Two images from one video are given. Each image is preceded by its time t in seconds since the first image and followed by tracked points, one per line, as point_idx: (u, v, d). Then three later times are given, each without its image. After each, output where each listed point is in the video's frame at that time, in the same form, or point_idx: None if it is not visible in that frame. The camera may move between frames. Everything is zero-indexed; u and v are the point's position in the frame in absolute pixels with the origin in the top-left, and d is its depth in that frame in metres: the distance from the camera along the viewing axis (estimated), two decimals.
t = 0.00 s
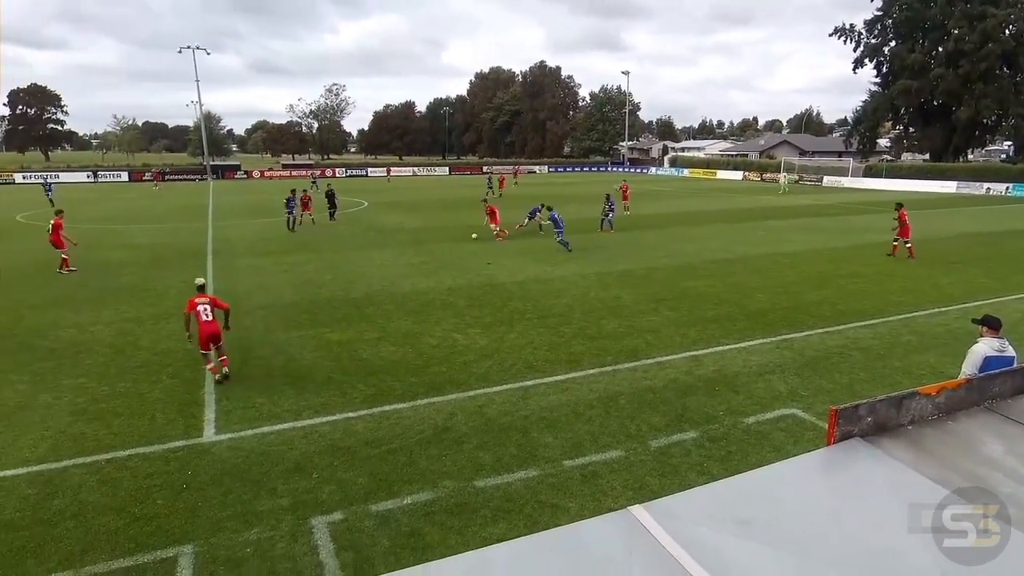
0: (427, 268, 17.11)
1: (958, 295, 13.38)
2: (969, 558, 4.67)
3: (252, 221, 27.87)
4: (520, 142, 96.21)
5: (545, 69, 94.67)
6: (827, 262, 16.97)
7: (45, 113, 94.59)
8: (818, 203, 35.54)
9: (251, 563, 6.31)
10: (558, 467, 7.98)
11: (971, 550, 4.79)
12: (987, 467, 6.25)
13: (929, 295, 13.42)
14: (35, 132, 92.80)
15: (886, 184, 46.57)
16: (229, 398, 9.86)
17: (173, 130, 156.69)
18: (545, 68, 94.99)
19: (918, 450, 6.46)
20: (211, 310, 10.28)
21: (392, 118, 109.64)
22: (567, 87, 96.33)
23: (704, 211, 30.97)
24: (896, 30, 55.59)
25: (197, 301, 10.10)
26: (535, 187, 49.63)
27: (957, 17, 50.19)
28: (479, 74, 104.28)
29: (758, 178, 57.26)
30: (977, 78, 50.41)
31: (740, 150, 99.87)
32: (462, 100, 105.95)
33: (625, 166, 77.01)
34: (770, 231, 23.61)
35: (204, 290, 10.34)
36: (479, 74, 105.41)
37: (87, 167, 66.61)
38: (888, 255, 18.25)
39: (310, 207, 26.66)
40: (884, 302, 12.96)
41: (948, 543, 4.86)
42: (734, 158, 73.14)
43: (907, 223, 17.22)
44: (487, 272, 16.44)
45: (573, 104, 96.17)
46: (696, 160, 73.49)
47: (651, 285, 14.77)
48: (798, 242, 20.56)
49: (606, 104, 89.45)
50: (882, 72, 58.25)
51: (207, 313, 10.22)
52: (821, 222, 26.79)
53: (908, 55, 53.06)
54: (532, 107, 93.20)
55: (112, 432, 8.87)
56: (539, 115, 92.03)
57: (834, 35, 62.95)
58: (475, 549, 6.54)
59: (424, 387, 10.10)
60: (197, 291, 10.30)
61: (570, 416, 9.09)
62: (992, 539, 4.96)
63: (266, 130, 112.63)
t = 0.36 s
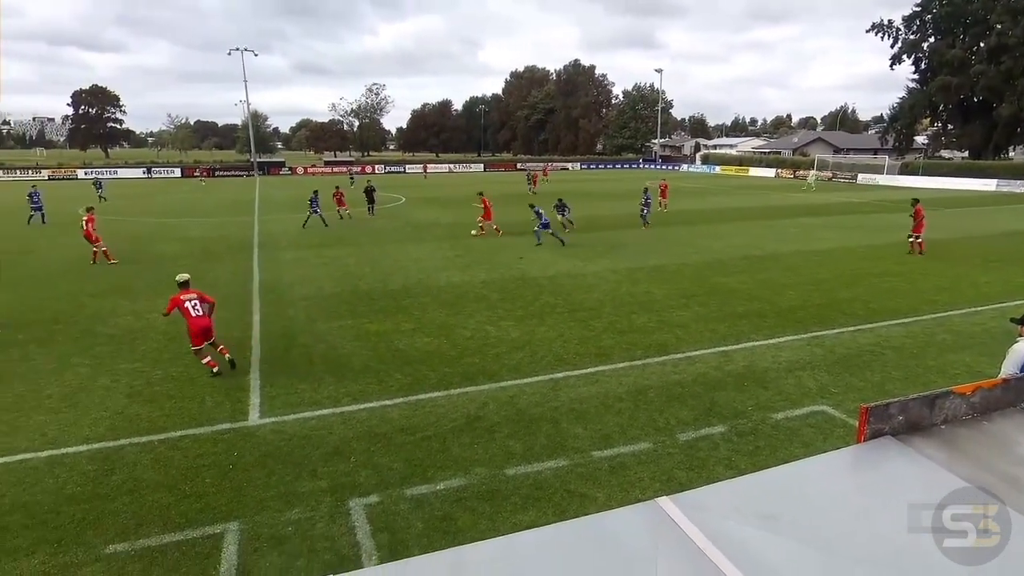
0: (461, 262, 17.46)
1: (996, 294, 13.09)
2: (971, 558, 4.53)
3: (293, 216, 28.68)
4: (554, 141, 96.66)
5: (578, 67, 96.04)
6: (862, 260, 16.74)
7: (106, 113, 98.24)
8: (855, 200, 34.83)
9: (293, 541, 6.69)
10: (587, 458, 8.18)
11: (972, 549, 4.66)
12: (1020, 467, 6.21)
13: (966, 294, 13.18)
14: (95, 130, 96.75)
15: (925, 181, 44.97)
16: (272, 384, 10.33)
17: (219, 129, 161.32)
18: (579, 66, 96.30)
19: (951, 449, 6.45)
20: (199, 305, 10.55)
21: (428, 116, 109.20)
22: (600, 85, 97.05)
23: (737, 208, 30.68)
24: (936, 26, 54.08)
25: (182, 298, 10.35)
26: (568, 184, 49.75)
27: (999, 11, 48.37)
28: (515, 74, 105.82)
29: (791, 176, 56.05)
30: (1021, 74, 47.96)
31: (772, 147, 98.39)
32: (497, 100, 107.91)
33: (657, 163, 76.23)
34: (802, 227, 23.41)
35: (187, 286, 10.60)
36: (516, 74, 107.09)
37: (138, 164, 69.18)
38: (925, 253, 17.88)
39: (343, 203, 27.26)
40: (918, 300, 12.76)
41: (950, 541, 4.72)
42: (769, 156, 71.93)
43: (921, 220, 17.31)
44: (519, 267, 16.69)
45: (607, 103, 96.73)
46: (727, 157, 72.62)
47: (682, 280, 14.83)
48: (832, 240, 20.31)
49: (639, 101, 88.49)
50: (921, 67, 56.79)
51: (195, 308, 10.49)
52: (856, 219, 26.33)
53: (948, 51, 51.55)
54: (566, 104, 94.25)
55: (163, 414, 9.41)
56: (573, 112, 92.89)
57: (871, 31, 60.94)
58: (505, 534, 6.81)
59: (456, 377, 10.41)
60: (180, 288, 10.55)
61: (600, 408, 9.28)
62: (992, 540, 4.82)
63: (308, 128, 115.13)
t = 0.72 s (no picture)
0: (494, 257, 17.70)
1: None
2: (972, 559, 4.54)
3: (331, 211, 29.37)
4: (587, 139, 95.92)
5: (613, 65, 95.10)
6: (899, 258, 16.42)
7: (160, 112, 101.91)
8: (893, 199, 34.01)
9: (330, 523, 7.03)
10: (616, 451, 8.32)
11: (970, 550, 4.66)
12: None
13: (1006, 294, 12.87)
14: (150, 128, 100.63)
15: (966, 180, 43.62)
16: (313, 372, 10.76)
17: (264, 127, 165.57)
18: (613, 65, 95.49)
19: (990, 452, 6.38)
20: (173, 300, 10.88)
21: (465, 114, 109.64)
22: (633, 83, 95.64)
23: (772, 206, 30.26)
24: (981, 21, 52.30)
25: (159, 290, 10.67)
26: (600, 181, 49.66)
27: None
28: (550, 73, 106.02)
29: (827, 174, 55.02)
30: None
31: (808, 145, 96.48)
32: (531, 100, 107.34)
33: (690, 160, 75.27)
34: (837, 225, 23.05)
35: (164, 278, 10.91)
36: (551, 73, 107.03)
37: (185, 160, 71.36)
38: (964, 252, 17.45)
39: (369, 202, 28.76)
40: (958, 300, 12.50)
41: (950, 546, 4.72)
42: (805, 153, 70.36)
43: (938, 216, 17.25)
44: (551, 262, 16.84)
45: (640, 100, 94.73)
46: (762, 154, 71.23)
47: (715, 278, 14.79)
48: (869, 237, 19.95)
49: (672, 99, 87.14)
50: (965, 64, 54.99)
51: (169, 302, 10.81)
52: (895, 217, 25.76)
53: (992, 46, 49.67)
54: (599, 101, 93.45)
55: (210, 398, 9.89)
56: (606, 109, 91.98)
57: (912, 26, 59.15)
58: (534, 522, 7.01)
59: (487, 369, 10.67)
60: (157, 279, 10.85)
61: (629, 402, 9.41)
62: (993, 539, 4.83)
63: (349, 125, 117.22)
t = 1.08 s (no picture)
0: (526, 254, 17.87)
1: None
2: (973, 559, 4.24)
3: (366, 207, 29.95)
4: (620, 137, 95.26)
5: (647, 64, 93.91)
6: (939, 259, 16.04)
7: (207, 112, 105.19)
8: (933, 199, 33.08)
9: (364, 509, 7.30)
10: (643, 447, 8.38)
11: (969, 553, 4.32)
12: None
13: None
14: (197, 127, 104.01)
15: (1011, 181, 42.11)
16: (348, 363, 11.09)
17: (304, 125, 169.11)
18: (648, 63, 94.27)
19: None
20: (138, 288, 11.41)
21: (500, 113, 110.72)
22: (668, 81, 94.70)
23: (806, 205, 29.73)
24: None
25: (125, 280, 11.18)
26: (632, 179, 49.41)
27: None
28: (583, 71, 105.85)
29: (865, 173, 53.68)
30: None
31: (846, 143, 94.17)
32: (566, 97, 106.35)
33: (724, 159, 74.00)
34: (874, 225, 22.57)
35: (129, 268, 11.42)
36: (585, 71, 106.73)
37: (228, 157, 73.30)
38: (1007, 253, 16.95)
39: (389, 189, 29.68)
40: (1001, 303, 12.18)
41: (949, 548, 4.38)
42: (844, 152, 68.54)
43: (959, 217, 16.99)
44: (581, 259, 16.92)
45: (673, 99, 94.13)
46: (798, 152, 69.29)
47: (748, 277, 14.67)
48: (907, 238, 19.51)
49: (706, 98, 85.90)
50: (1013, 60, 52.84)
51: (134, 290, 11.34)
52: (934, 217, 25.11)
53: None
54: (633, 100, 92.62)
55: (252, 386, 10.31)
56: (639, 107, 91.00)
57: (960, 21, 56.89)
58: (561, 516, 7.15)
59: (517, 363, 10.84)
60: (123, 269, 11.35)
61: (658, 399, 9.46)
62: (991, 539, 4.45)
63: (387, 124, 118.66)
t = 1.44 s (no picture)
0: (553, 252, 17.90)
1: None
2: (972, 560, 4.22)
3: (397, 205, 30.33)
4: (649, 136, 94.52)
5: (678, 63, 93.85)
6: (978, 261, 15.56)
7: (246, 112, 107.94)
8: (972, 199, 32.05)
9: (392, 502, 7.46)
10: (670, 447, 8.35)
11: (966, 553, 4.31)
12: None
13: None
14: (237, 126, 107.10)
15: None
16: (378, 358, 11.30)
17: (339, 125, 171.88)
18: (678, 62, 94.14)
19: None
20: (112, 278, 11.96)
21: (529, 112, 110.79)
22: (699, 81, 94.23)
23: (838, 205, 29.11)
24: None
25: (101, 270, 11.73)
26: (661, 178, 48.98)
27: None
28: (613, 71, 105.74)
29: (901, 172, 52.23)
30: None
31: (883, 142, 91.80)
32: (595, 96, 105.75)
33: (756, 159, 72.53)
34: (909, 226, 21.98)
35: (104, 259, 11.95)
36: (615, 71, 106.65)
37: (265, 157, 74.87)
38: None
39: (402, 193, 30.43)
40: None
41: (949, 548, 4.35)
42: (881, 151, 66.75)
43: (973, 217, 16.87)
44: (609, 258, 16.88)
45: (704, 98, 93.40)
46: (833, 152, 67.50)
47: (779, 277, 14.45)
48: (944, 239, 18.96)
49: (738, 97, 84.70)
50: None
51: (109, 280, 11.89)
52: (972, 218, 24.36)
53: None
54: (663, 99, 92.08)
55: (286, 379, 10.61)
56: (670, 106, 90.30)
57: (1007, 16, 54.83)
58: (586, 513, 7.19)
59: (544, 361, 10.90)
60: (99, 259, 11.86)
61: (685, 400, 9.42)
62: (991, 540, 4.43)
63: (418, 123, 119.81)
